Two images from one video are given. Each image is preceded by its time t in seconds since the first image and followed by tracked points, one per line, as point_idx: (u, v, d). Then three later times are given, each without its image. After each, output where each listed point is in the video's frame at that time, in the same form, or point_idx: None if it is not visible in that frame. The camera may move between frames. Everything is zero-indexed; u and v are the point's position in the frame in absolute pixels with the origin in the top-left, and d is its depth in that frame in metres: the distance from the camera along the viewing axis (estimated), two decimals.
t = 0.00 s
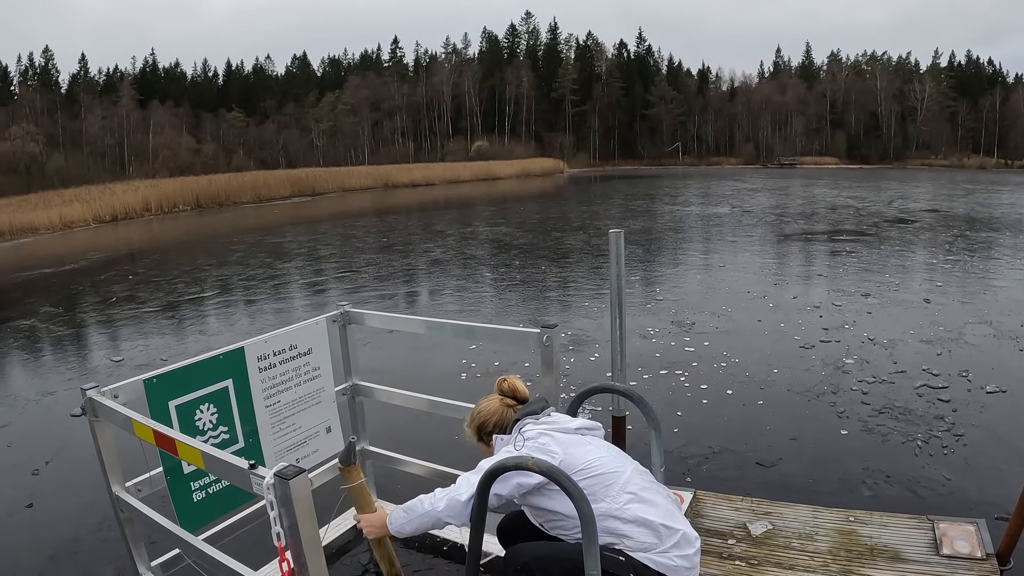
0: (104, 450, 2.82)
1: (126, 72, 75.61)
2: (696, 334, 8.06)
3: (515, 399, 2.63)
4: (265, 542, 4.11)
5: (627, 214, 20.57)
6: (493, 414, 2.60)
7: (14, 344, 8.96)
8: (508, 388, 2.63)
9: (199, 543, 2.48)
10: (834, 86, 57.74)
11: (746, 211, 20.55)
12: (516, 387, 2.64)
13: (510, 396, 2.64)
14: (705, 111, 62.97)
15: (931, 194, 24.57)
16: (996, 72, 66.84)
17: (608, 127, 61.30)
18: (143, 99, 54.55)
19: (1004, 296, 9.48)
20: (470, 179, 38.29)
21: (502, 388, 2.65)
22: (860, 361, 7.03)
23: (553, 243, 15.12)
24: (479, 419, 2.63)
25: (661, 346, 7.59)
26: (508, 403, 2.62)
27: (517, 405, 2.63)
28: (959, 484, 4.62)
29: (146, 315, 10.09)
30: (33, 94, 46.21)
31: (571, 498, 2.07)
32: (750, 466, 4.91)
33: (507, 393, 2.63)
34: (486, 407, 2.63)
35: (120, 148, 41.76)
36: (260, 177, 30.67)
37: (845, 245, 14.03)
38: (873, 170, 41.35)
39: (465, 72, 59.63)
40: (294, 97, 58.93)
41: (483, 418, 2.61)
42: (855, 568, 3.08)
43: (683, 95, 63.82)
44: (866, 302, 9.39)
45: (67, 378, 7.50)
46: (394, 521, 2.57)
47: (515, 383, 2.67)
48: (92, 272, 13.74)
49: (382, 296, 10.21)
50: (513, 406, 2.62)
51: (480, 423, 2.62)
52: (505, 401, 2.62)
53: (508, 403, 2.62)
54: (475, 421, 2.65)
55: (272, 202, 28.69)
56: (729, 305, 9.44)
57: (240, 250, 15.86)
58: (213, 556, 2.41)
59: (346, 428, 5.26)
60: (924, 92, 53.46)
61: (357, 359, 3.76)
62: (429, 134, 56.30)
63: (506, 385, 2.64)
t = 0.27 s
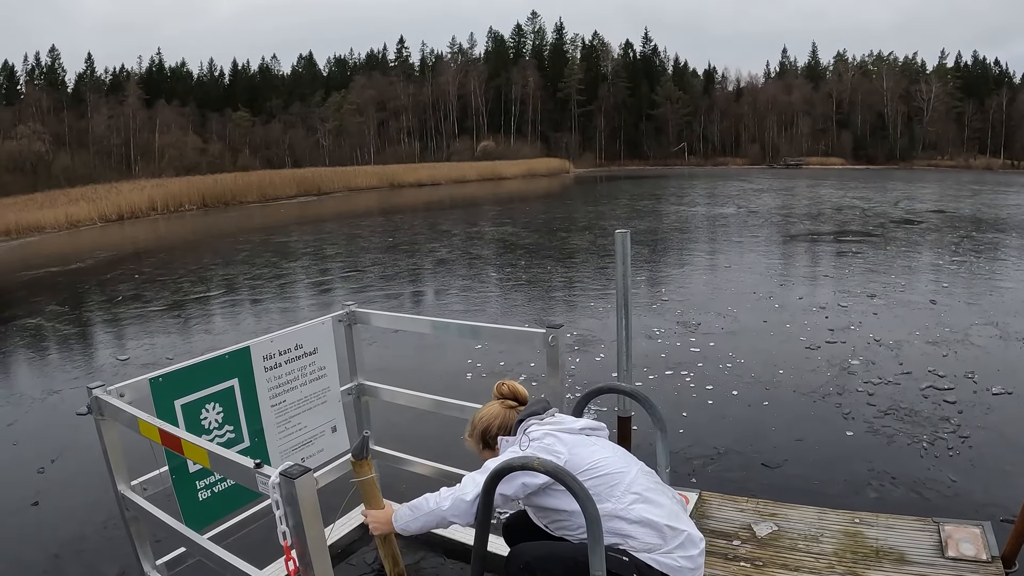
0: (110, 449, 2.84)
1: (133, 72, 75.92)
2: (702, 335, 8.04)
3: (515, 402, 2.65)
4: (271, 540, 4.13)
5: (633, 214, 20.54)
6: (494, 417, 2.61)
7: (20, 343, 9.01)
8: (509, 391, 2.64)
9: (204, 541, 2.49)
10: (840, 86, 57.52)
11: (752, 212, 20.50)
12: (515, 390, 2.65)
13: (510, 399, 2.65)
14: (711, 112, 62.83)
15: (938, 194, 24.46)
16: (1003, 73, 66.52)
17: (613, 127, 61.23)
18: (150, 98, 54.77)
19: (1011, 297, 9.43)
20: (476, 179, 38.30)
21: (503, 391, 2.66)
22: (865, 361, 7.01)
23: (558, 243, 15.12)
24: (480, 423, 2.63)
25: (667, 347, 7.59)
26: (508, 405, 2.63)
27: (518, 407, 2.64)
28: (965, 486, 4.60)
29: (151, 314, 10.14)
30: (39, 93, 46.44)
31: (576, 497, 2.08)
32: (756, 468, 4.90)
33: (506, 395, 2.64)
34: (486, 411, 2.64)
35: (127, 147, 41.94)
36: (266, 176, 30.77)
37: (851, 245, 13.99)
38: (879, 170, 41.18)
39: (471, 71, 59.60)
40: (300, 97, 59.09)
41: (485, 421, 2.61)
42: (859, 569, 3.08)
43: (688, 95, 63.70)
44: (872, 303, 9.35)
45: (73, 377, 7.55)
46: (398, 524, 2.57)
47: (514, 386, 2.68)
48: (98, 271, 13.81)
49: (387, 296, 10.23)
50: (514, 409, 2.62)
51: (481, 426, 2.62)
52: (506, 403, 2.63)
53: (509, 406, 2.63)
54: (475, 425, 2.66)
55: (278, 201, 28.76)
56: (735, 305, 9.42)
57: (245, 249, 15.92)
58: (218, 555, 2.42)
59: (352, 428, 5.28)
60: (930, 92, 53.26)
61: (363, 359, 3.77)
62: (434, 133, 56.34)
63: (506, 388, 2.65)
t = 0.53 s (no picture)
0: (120, 443, 2.87)
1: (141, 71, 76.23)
2: (709, 334, 8.05)
3: (523, 403, 2.68)
4: (281, 535, 4.17)
5: (639, 214, 20.53)
6: (503, 418, 2.63)
7: (28, 340, 9.08)
8: (516, 391, 2.66)
9: (215, 536, 2.51)
10: (848, 86, 57.31)
11: (759, 212, 20.46)
12: (524, 390, 2.68)
13: (519, 399, 2.67)
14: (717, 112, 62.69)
15: (945, 195, 24.37)
16: (1010, 73, 66.21)
17: (620, 127, 61.15)
18: (157, 97, 54.99)
19: (1019, 297, 9.40)
20: (482, 179, 38.31)
21: (511, 391, 2.68)
22: (873, 361, 7.00)
23: (565, 242, 15.12)
24: (489, 424, 2.67)
25: (674, 346, 7.59)
26: (516, 405, 2.66)
27: (526, 408, 2.67)
28: (973, 485, 4.60)
29: (158, 313, 10.20)
30: (47, 92, 46.67)
31: (590, 494, 2.10)
32: (763, 466, 4.91)
33: (514, 395, 2.67)
34: (496, 413, 2.66)
35: (133, 146, 42.12)
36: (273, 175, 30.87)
37: (858, 245, 13.95)
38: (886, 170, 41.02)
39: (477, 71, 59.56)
40: (307, 96, 59.22)
41: (494, 423, 2.64)
42: (867, 567, 3.09)
43: (695, 95, 63.57)
44: (880, 303, 9.34)
45: (80, 374, 7.60)
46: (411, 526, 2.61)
47: (522, 387, 2.71)
48: (106, 269, 13.90)
49: (394, 295, 10.27)
50: (522, 410, 2.65)
51: (491, 426, 2.65)
52: (514, 404, 2.66)
53: (517, 406, 2.66)
54: (485, 426, 2.69)
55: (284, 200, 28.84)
56: (742, 305, 9.43)
57: (252, 248, 15.98)
58: (229, 550, 2.44)
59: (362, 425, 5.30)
60: (937, 92, 53.05)
61: (372, 356, 3.80)
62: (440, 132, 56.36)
63: (514, 388, 2.68)
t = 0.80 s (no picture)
0: (133, 437, 2.90)
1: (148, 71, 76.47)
2: (716, 333, 8.07)
3: (534, 401, 2.70)
4: (293, 530, 4.20)
5: (646, 213, 20.52)
6: (513, 417, 2.66)
7: (35, 338, 9.15)
8: (527, 389, 2.69)
9: (228, 527, 2.55)
10: (854, 86, 57.14)
11: (765, 211, 20.44)
12: (534, 388, 2.71)
13: (529, 397, 2.70)
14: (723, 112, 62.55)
15: (951, 195, 24.30)
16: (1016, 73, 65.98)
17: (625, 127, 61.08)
18: (163, 96, 55.17)
19: None
20: (487, 178, 38.34)
21: (521, 389, 2.71)
22: (880, 360, 7.01)
23: (571, 241, 15.14)
24: (500, 422, 2.69)
25: (682, 344, 7.62)
26: (527, 404, 2.68)
27: (537, 406, 2.69)
28: (980, 483, 4.61)
29: (165, 310, 10.26)
30: (53, 91, 46.86)
31: (604, 486, 2.13)
32: (771, 463, 4.93)
33: (524, 393, 2.70)
34: (507, 412, 2.69)
35: (139, 145, 42.27)
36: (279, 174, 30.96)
37: (865, 245, 13.93)
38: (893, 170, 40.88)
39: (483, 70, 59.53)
40: (312, 95, 59.33)
41: (505, 421, 2.67)
42: (876, 563, 3.12)
43: (701, 95, 63.45)
44: (886, 302, 9.34)
45: (88, 371, 7.66)
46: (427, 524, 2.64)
47: (532, 384, 2.73)
48: (113, 267, 13.98)
49: (400, 293, 10.31)
50: (532, 408, 2.68)
51: (503, 424, 2.68)
52: (525, 401, 2.68)
53: (528, 404, 2.69)
54: (496, 426, 2.71)
55: (290, 199, 28.93)
56: (749, 303, 9.44)
57: (258, 246, 16.05)
58: (242, 540, 2.47)
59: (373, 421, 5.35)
60: (944, 92, 52.86)
61: (383, 351, 3.84)
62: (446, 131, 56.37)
63: (523, 387, 2.71)
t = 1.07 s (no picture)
0: (143, 435, 2.93)
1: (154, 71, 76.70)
2: (722, 333, 8.08)
3: (541, 403, 2.73)
4: (301, 529, 4.23)
5: (651, 214, 20.53)
6: (521, 420, 2.69)
7: (42, 336, 9.20)
8: (534, 393, 2.72)
9: (238, 525, 2.58)
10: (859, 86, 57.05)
11: (771, 212, 20.44)
12: (541, 391, 2.73)
13: (537, 400, 2.73)
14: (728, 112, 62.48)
15: (957, 195, 24.27)
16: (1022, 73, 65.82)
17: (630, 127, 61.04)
18: (169, 95, 55.34)
19: None
20: (492, 178, 38.37)
21: (528, 394, 2.74)
22: (886, 360, 7.01)
23: (576, 241, 15.16)
24: (508, 425, 2.72)
25: (688, 344, 7.63)
26: (534, 406, 2.71)
27: (543, 410, 2.72)
28: (987, 484, 4.62)
29: (171, 309, 10.32)
30: (59, 90, 47.06)
31: (613, 483, 2.15)
32: (778, 463, 4.95)
33: (531, 397, 2.72)
34: (514, 416, 2.72)
35: (145, 144, 42.43)
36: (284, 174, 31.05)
37: (870, 245, 13.92)
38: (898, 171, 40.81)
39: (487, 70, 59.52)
40: (318, 95, 59.45)
41: (512, 425, 2.70)
42: (883, 562, 3.13)
43: (706, 95, 63.37)
44: (891, 303, 9.34)
45: (94, 370, 7.71)
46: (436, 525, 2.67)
47: (540, 389, 2.76)
48: (118, 266, 14.05)
49: (406, 293, 10.34)
50: (539, 410, 2.70)
51: (510, 428, 2.71)
52: (532, 405, 2.71)
53: (536, 407, 2.71)
54: (504, 428, 2.74)
55: (295, 199, 28.99)
56: (755, 304, 9.44)
57: (263, 245, 16.11)
58: (252, 537, 2.50)
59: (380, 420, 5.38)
60: (949, 93, 52.78)
61: (390, 350, 3.87)
62: (451, 131, 56.42)
63: (530, 390, 2.74)
